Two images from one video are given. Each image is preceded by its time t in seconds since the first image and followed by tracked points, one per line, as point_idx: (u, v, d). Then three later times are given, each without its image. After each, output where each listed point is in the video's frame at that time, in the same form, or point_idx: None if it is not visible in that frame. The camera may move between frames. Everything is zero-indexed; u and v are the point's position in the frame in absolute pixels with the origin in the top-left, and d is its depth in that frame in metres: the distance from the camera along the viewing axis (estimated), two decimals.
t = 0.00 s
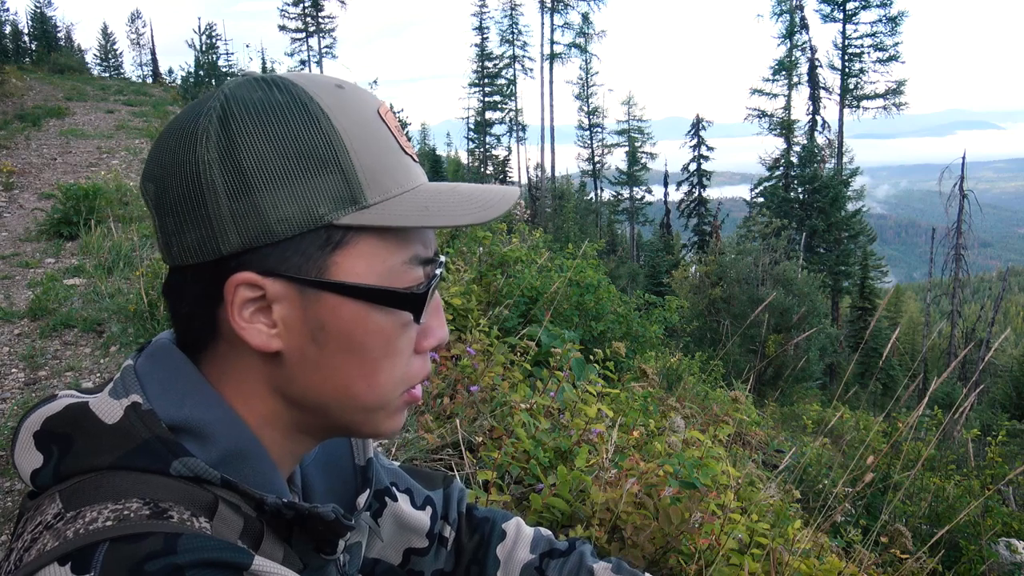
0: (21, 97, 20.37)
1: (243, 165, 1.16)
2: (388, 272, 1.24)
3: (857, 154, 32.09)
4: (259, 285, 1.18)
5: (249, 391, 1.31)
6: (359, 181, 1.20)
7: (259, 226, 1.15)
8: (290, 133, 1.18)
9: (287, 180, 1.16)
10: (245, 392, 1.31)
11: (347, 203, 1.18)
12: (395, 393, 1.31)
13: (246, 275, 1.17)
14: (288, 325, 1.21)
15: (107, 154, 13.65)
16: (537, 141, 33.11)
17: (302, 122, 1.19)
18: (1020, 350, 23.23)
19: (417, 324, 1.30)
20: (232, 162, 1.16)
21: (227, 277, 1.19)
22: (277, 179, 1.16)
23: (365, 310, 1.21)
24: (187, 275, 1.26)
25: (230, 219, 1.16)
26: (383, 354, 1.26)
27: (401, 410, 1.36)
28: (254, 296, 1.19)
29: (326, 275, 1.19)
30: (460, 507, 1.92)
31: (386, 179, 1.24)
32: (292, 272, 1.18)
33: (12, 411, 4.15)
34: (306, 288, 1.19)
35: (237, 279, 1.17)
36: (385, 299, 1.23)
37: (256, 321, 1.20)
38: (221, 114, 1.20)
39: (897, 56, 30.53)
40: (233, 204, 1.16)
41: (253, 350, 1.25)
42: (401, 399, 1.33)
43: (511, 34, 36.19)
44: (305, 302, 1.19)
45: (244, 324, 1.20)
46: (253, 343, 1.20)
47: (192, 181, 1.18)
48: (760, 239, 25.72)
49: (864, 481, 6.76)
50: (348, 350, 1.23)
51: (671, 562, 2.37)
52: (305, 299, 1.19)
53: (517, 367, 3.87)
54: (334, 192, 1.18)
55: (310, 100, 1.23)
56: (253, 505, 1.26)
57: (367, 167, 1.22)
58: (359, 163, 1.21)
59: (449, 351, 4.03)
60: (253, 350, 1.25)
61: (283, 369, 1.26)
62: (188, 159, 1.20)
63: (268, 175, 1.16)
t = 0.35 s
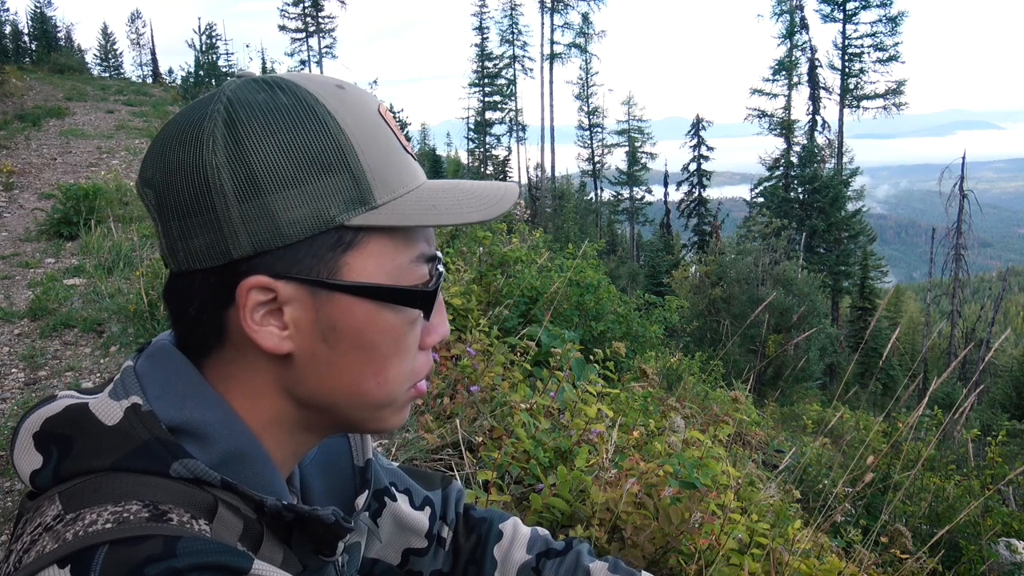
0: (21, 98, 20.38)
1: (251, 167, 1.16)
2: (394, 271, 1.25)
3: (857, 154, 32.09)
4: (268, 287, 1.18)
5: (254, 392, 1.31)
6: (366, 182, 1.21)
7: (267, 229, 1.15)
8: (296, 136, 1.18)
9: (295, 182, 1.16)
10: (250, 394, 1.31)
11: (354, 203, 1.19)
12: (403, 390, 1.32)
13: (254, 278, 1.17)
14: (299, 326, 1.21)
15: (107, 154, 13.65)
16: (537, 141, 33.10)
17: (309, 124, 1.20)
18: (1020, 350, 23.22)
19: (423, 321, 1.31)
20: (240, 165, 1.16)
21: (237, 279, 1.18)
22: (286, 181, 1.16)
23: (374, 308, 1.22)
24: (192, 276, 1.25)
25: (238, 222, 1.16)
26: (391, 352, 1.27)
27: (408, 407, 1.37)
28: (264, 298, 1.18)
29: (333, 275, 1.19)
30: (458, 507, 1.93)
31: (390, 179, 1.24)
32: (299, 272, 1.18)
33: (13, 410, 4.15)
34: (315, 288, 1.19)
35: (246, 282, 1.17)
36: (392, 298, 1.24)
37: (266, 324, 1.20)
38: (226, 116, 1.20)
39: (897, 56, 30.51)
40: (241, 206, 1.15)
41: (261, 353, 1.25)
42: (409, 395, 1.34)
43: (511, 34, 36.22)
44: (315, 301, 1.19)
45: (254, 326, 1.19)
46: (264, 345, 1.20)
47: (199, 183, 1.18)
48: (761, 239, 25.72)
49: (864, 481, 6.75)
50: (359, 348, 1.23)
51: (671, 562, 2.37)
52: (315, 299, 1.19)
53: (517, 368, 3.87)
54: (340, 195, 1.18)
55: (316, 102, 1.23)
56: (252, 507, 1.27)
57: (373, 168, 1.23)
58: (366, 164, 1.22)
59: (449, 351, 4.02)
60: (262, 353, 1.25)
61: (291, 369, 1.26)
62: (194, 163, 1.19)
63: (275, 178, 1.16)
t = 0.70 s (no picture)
0: (21, 98, 20.38)
1: (244, 167, 1.16)
2: (391, 271, 1.25)
3: (857, 154, 32.07)
4: (261, 286, 1.18)
5: (249, 392, 1.31)
6: (359, 181, 1.21)
7: (257, 229, 1.15)
8: (288, 134, 1.18)
9: (286, 180, 1.16)
10: (245, 392, 1.31)
11: (347, 202, 1.19)
12: (396, 390, 1.31)
13: (247, 276, 1.17)
14: (292, 325, 1.21)
15: (107, 154, 13.64)
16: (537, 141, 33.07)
17: (302, 123, 1.20)
18: (1020, 350, 23.21)
19: (418, 320, 1.31)
20: (229, 167, 1.16)
21: (229, 279, 1.18)
22: (277, 180, 1.16)
23: (368, 306, 1.22)
24: (187, 276, 1.25)
25: (232, 219, 1.16)
26: (386, 352, 1.26)
27: (403, 405, 1.36)
28: (256, 297, 1.18)
29: (328, 274, 1.19)
30: (457, 507, 1.93)
31: (385, 177, 1.24)
32: (293, 271, 1.18)
33: (13, 410, 4.14)
34: (308, 287, 1.19)
35: (239, 280, 1.17)
36: (388, 297, 1.23)
37: (260, 322, 1.20)
38: (221, 115, 1.20)
39: (897, 56, 30.48)
40: (232, 204, 1.16)
41: (255, 351, 1.25)
42: (401, 395, 1.34)
43: (511, 34, 36.21)
44: (307, 300, 1.19)
45: (247, 325, 1.19)
46: (256, 345, 1.21)
47: (192, 183, 1.18)
48: (761, 239, 25.69)
49: (864, 480, 6.76)
50: (352, 348, 1.23)
51: (671, 562, 2.37)
52: (307, 298, 1.19)
53: (517, 367, 3.87)
54: (333, 192, 1.18)
55: (307, 100, 1.23)
56: (249, 507, 1.27)
57: (366, 166, 1.22)
58: (360, 162, 1.22)
59: (449, 351, 4.02)
60: (255, 351, 1.25)
61: (284, 369, 1.26)
62: (188, 163, 1.19)
63: (266, 176, 1.16)
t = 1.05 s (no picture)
0: (21, 98, 20.37)
1: (236, 165, 1.16)
2: (381, 267, 1.23)
3: (857, 154, 32.05)
4: (251, 281, 1.18)
5: (243, 389, 1.31)
6: (350, 176, 1.21)
7: (250, 225, 1.16)
8: (281, 132, 1.18)
9: (277, 175, 1.16)
10: (239, 388, 1.31)
11: (337, 198, 1.19)
12: (387, 389, 1.29)
13: (237, 272, 1.17)
14: (281, 321, 1.21)
15: (107, 154, 13.64)
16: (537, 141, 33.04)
17: (293, 121, 1.20)
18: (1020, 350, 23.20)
19: (412, 319, 1.30)
20: (223, 164, 1.17)
21: (219, 274, 1.19)
22: (267, 175, 1.16)
23: (358, 304, 1.21)
24: (183, 272, 1.26)
25: (223, 216, 1.16)
26: (376, 349, 1.25)
27: (398, 406, 1.35)
28: (246, 293, 1.19)
29: (320, 271, 1.19)
30: (455, 507, 1.93)
31: (377, 174, 1.23)
32: (284, 268, 1.18)
33: (12, 411, 4.14)
34: (298, 284, 1.19)
35: (228, 275, 1.18)
36: (379, 294, 1.23)
37: (249, 317, 1.21)
38: (214, 113, 1.21)
39: (898, 56, 30.43)
40: (224, 199, 1.16)
41: (247, 348, 1.25)
42: (394, 396, 1.32)
43: (511, 34, 36.20)
44: (297, 296, 1.19)
45: (237, 320, 1.20)
46: (246, 340, 1.21)
47: (187, 182, 1.19)
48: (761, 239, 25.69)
49: (864, 480, 6.77)
50: (341, 345, 1.23)
51: (671, 562, 2.37)
52: (296, 293, 1.19)
53: (517, 367, 3.87)
54: (326, 188, 1.18)
55: (299, 98, 1.23)
56: (247, 505, 1.27)
57: (358, 162, 1.22)
58: (352, 159, 1.21)
59: (449, 351, 4.02)
60: (246, 347, 1.25)
61: (274, 366, 1.27)
62: (183, 161, 1.20)
63: (257, 171, 1.16)
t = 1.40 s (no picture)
0: (20, 98, 20.37)
1: (232, 161, 1.17)
2: (375, 265, 1.23)
3: (857, 154, 32.04)
4: (244, 278, 1.18)
5: (239, 386, 1.31)
6: (344, 175, 1.20)
7: (246, 221, 1.16)
8: (277, 131, 1.19)
9: (273, 172, 1.17)
10: (234, 385, 1.31)
11: (332, 195, 1.18)
12: (382, 388, 1.29)
13: (231, 267, 1.17)
14: (274, 318, 1.21)
15: (107, 154, 13.64)
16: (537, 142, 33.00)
17: (290, 120, 1.20)
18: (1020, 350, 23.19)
19: (407, 315, 1.29)
20: (221, 161, 1.18)
21: (214, 269, 1.19)
22: (263, 174, 1.16)
23: (352, 299, 1.21)
24: (179, 269, 1.26)
25: (218, 212, 1.17)
26: (371, 346, 1.25)
27: (394, 405, 1.34)
28: (240, 288, 1.19)
29: (314, 267, 1.19)
30: (454, 507, 1.93)
31: (370, 172, 1.23)
32: (279, 264, 1.18)
33: (13, 411, 4.14)
34: (292, 280, 1.19)
35: (222, 270, 1.18)
36: (374, 291, 1.22)
37: (242, 314, 1.20)
38: (212, 112, 1.22)
39: (898, 56, 30.39)
40: (219, 197, 1.17)
41: (243, 344, 1.25)
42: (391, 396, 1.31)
43: (511, 34, 36.18)
44: (290, 292, 1.19)
45: (230, 316, 1.20)
46: (239, 336, 1.21)
47: (183, 180, 1.20)
48: (761, 239, 25.69)
49: (864, 480, 6.78)
50: (335, 341, 1.22)
51: (671, 562, 2.37)
52: (290, 290, 1.19)
53: (517, 367, 3.87)
54: (323, 185, 1.18)
55: (296, 97, 1.23)
56: (245, 504, 1.27)
57: (353, 160, 1.21)
58: (345, 157, 1.21)
59: (450, 351, 4.02)
60: (241, 343, 1.25)
61: (268, 362, 1.27)
62: (180, 159, 1.21)
63: (253, 169, 1.17)
